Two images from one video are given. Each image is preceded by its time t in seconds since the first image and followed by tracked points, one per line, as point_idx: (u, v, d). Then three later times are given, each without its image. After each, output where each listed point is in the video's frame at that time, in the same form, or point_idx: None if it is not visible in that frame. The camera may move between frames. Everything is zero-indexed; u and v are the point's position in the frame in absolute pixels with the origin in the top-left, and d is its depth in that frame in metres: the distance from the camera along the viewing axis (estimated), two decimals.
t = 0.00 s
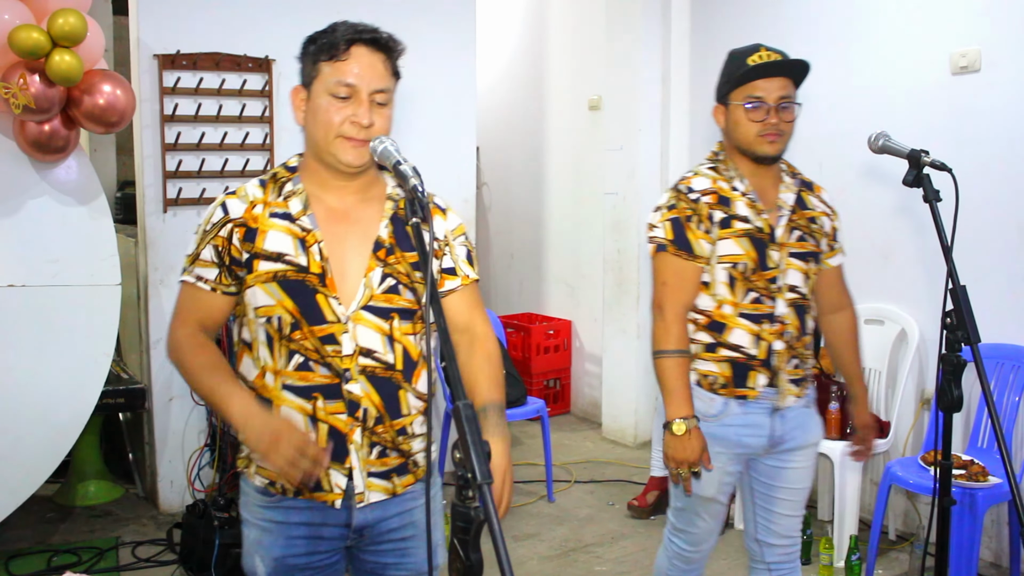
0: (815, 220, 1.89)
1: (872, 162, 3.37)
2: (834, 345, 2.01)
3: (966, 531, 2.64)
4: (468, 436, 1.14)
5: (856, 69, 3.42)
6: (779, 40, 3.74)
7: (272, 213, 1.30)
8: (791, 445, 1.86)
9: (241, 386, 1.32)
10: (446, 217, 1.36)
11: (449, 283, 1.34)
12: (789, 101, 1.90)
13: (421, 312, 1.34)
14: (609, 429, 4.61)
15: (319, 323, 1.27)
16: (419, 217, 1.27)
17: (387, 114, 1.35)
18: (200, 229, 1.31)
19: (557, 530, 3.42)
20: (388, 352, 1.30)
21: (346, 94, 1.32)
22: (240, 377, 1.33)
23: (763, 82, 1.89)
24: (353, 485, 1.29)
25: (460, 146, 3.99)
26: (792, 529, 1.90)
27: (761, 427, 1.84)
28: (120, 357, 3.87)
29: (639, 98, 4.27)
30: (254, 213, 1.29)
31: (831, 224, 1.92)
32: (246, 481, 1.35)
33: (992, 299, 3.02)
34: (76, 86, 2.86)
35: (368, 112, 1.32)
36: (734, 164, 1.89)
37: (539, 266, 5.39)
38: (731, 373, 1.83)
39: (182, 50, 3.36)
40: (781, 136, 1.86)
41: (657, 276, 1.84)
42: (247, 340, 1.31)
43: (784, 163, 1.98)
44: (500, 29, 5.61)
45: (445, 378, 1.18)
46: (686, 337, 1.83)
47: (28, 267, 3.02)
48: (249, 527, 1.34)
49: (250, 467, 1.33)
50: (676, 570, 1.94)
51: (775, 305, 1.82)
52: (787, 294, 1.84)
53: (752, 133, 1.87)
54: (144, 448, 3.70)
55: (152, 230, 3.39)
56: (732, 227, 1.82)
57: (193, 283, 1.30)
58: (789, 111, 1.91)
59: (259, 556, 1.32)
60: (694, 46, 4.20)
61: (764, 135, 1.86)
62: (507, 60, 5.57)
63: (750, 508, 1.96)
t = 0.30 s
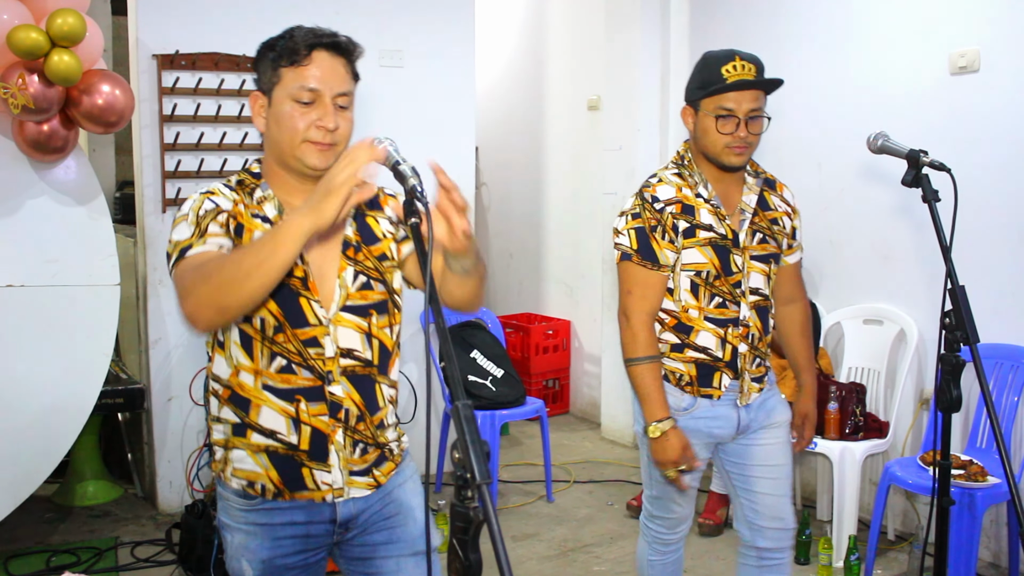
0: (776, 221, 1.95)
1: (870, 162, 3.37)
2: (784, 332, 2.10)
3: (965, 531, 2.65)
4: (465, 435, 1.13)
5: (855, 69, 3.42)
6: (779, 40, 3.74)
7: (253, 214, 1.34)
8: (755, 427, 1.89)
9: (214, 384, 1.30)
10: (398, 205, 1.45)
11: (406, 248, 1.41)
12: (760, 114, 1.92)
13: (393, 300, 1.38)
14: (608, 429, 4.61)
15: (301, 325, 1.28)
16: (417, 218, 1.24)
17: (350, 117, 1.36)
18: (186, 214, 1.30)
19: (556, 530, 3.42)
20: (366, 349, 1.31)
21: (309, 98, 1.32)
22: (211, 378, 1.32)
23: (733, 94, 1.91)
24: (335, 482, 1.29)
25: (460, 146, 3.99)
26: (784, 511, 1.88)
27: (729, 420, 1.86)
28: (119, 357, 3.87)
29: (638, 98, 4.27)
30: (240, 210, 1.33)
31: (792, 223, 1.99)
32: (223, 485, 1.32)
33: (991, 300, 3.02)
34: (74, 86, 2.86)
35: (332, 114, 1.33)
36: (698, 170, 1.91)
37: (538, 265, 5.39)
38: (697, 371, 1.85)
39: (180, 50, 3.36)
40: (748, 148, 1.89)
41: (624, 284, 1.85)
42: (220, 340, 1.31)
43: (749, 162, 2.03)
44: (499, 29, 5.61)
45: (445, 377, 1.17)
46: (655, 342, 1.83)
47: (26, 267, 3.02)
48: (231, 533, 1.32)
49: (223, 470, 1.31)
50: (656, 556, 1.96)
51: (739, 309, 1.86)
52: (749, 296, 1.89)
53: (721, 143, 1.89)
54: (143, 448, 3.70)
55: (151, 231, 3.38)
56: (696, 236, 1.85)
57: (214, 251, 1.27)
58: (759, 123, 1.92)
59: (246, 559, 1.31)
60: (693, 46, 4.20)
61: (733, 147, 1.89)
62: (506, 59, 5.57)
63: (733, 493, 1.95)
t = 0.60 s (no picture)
0: (770, 215, 1.95)
1: (869, 162, 3.37)
2: (781, 329, 2.11)
3: (965, 531, 2.65)
4: (465, 437, 1.13)
5: (854, 69, 3.42)
6: (779, 40, 3.74)
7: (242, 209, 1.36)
8: (756, 431, 1.89)
9: (210, 381, 1.31)
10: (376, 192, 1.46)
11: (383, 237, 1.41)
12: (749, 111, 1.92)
13: (380, 292, 1.38)
14: (607, 429, 4.62)
15: (292, 319, 1.29)
16: (415, 220, 1.24)
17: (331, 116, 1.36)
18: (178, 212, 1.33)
19: (556, 530, 3.42)
20: (359, 341, 1.32)
21: (289, 99, 1.32)
22: (206, 376, 1.32)
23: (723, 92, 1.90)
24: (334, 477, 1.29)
25: (460, 146, 3.99)
26: (756, 516, 1.91)
27: (734, 420, 1.85)
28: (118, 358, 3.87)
29: (637, 98, 4.26)
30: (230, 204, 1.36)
31: (785, 216, 1.98)
32: (223, 485, 1.31)
33: (991, 299, 3.02)
34: (74, 87, 2.86)
35: (314, 114, 1.33)
36: (690, 167, 1.91)
37: (537, 265, 5.39)
38: (703, 369, 1.84)
39: (179, 50, 3.36)
40: (739, 146, 1.89)
41: (617, 283, 1.85)
42: (215, 336, 1.31)
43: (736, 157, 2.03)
44: (499, 29, 5.61)
45: (445, 377, 1.17)
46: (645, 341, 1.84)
47: (25, 267, 3.02)
48: (231, 534, 1.31)
49: (225, 468, 1.30)
50: (658, 559, 1.96)
51: (741, 302, 1.86)
52: (751, 289, 1.89)
53: (712, 140, 1.89)
54: (142, 448, 3.70)
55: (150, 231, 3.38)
56: (693, 232, 1.84)
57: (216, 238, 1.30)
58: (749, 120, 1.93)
59: (247, 560, 1.29)
60: (692, 46, 4.21)
61: (724, 144, 1.88)
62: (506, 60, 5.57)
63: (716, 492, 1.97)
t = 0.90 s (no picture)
0: (783, 216, 1.96)
1: (869, 162, 3.37)
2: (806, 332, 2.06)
3: (965, 531, 2.65)
4: (465, 437, 1.13)
5: (854, 69, 3.42)
6: (778, 40, 3.74)
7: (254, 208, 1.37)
8: (765, 426, 1.90)
9: (221, 375, 1.32)
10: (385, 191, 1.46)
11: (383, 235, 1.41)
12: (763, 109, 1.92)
13: (388, 288, 1.39)
14: (607, 429, 4.62)
15: (301, 317, 1.30)
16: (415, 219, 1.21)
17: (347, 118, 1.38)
18: (192, 209, 1.35)
19: (555, 530, 3.42)
20: (365, 336, 1.33)
21: (307, 100, 1.33)
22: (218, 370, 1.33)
23: (737, 90, 1.90)
24: (340, 471, 1.30)
25: (459, 146, 3.99)
26: (797, 507, 1.90)
27: (737, 419, 1.86)
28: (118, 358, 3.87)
29: (637, 98, 4.26)
30: (241, 202, 1.37)
31: (799, 217, 1.99)
32: (233, 476, 1.34)
33: (991, 299, 3.02)
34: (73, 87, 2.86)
35: (331, 116, 1.34)
36: (705, 167, 1.92)
37: (537, 265, 5.39)
38: (704, 370, 1.85)
39: (179, 50, 3.36)
40: (754, 144, 1.89)
41: (636, 281, 1.83)
42: (225, 332, 1.33)
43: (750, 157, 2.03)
44: (499, 29, 5.60)
45: (446, 377, 1.17)
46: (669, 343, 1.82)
47: (25, 267, 3.02)
48: (241, 525, 1.33)
49: (233, 461, 1.32)
50: (660, 558, 1.95)
51: (745, 305, 1.86)
52: (757, 292, 1.88)
53: (727, 139, 1.88)
54: (142, 448, 3.70)
55: (150, 231, 3.38)
56: (706, 231, 1.84)
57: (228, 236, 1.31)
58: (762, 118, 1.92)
59: (255, 550, 1.31)
60: (692, 46, 4.21)
61: (740, 143, 1.88)
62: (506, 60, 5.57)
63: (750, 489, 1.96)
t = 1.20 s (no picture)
0: (834, 219, 1.84)
1: (869, 162, 3.37)
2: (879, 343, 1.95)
3: (965, 531, 2.64)
4: (467, 438, 1.13)
5: (853, 69, 3.42)
6: (778, 40, 3.74)
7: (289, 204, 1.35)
8: (817, 447, 1.81)
9: (254, 365, 1.31)
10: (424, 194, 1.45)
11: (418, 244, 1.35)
12: (802, 108, 1.84)
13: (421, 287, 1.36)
14: (607, 429, 4.62)
15: (329, 308, 1.28)
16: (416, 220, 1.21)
17: (382, 118, 1.36)
18: (228, 203, 1.36)
19: (556, 530, 3.42)
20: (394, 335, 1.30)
21: (345, 98, 1.32)
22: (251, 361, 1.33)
23: (773, 90, 1.83)
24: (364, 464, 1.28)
25: (459, 147, 3.99)
26: (804, 527, 1.87)
27: (791, 429, 1.77)
28: (117, 359, 3.87)
29: (638, 97, 4.26)
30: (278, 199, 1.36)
31: (853, 221, 1.86)
32: (262, 469, 1.32)
33: (990, 299, 3.02)
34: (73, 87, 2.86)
35: (367, 115, 1.33)
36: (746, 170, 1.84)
37: (537, 266, 5.39)
38: (756, 378, 1.76)
39: (179, 51, 3.36)
40: (793, 144, 1.80)
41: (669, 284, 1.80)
42: (260, 322, 1.32)
43: (800, 161, 1.92)
44: (498, 30, 5.61)
45: (445, 379, 1.17)
46: (700, 341, 1.78)
47: (25, 268, 3.02)
48: (266, 517, 1.31)
49: (262, 452, 1.30)
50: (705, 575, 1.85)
51: (794, 308, 1.76)
52: (807, 296, 1.78)
53: (764, 140, 1.81)
54: (142, 449, 3.70)
55: (150, 232, 3.38)
56: (745, 233, 1.77)
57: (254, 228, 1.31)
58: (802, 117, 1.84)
59: (280, 542, 1.29)
60: (691, 46, 4.21)
61: (777, 143, 1.80)
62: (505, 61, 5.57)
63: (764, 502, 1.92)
